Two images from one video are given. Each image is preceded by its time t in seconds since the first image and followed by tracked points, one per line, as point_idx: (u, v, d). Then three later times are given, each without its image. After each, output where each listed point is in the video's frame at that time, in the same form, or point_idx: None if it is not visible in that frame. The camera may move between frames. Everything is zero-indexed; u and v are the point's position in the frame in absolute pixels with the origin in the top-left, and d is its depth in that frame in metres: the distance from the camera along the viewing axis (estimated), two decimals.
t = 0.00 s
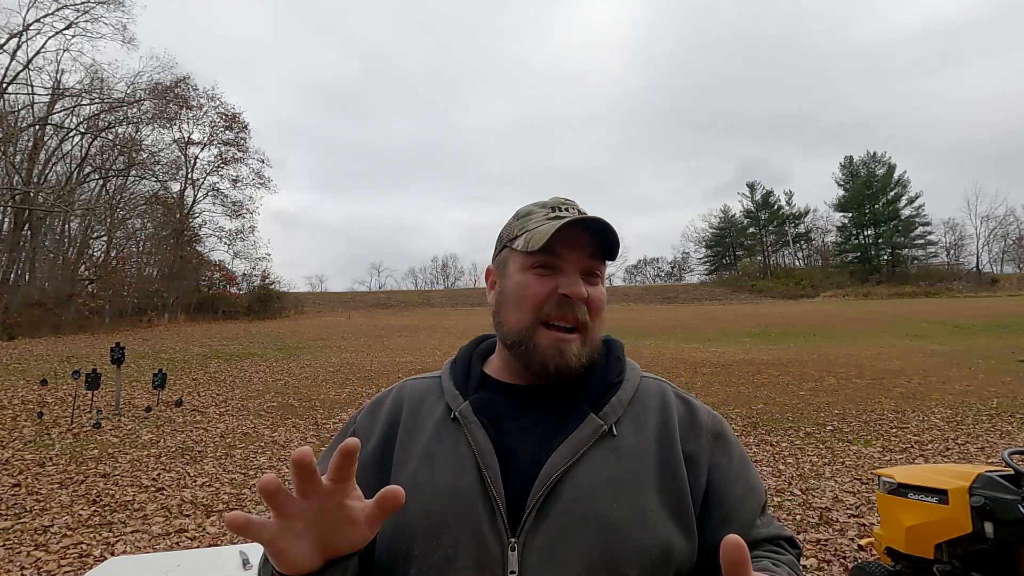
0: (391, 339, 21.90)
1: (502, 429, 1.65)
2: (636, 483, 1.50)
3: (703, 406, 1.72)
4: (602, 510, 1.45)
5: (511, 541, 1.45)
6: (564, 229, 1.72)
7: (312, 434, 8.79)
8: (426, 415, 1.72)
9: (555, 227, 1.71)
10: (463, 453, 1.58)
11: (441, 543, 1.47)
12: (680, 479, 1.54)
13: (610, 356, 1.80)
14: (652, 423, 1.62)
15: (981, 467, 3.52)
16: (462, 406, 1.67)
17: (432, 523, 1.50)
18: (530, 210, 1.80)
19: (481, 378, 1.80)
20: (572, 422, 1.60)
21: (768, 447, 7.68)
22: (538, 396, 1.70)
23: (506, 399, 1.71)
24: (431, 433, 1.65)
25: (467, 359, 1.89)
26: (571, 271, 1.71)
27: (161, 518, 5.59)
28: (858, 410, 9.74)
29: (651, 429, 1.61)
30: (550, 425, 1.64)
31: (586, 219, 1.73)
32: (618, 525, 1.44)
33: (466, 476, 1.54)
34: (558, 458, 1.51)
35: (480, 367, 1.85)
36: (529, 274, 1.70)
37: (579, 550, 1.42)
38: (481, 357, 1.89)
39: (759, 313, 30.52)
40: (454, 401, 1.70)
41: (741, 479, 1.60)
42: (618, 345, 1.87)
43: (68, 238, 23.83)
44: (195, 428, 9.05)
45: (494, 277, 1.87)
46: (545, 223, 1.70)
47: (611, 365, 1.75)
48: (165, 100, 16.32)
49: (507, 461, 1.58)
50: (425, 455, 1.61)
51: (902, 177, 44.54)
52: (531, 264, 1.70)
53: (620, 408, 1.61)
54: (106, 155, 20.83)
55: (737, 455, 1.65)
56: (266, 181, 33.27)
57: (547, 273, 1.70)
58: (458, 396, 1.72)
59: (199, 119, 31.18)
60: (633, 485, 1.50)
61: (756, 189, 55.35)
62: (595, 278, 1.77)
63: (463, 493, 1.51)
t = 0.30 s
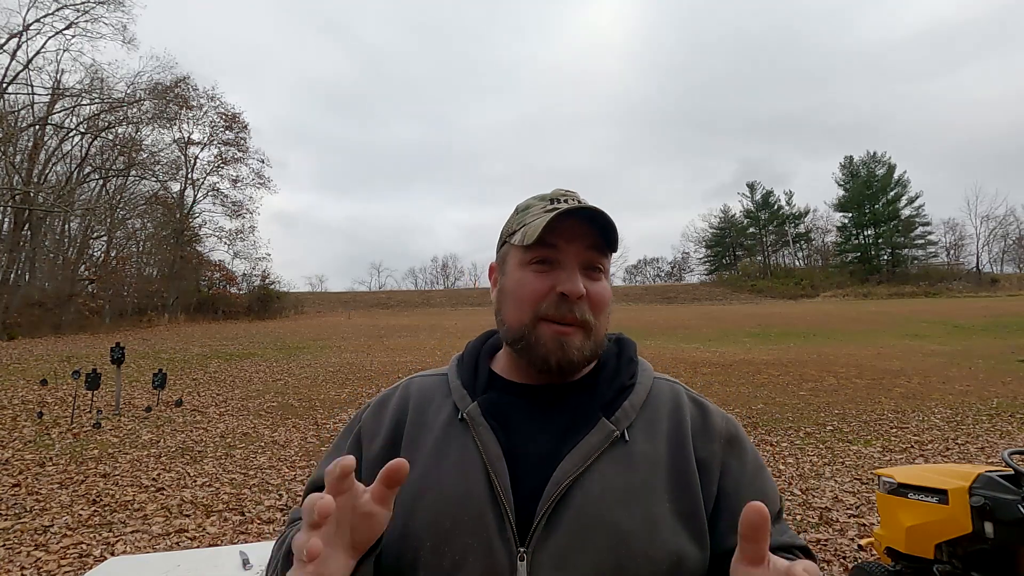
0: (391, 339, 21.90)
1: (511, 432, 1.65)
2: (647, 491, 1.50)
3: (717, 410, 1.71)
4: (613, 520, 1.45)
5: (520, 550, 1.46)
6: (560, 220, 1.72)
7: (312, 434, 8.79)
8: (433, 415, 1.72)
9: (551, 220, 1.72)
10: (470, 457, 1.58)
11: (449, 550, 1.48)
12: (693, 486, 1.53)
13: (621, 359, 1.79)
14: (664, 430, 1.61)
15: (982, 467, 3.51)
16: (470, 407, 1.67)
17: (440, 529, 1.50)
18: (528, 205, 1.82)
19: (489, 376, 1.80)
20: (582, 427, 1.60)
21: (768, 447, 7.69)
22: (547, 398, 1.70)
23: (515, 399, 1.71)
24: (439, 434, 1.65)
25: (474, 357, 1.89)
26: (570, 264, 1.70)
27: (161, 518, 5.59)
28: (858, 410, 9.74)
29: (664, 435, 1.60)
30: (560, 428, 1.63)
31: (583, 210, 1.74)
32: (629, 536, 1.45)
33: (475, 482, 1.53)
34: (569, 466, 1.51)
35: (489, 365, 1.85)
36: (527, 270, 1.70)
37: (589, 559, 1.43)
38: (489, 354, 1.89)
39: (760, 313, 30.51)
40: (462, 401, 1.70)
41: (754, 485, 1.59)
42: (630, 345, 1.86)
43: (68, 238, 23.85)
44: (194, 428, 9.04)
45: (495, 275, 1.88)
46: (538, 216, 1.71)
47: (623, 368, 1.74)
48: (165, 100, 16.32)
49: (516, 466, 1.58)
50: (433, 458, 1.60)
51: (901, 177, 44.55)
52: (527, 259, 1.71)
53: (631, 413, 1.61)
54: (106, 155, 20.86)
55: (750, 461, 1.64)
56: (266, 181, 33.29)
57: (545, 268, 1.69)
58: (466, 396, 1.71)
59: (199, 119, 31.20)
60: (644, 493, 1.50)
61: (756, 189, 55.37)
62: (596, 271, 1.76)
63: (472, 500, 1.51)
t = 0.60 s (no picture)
0: (391, 339, 21.90)
1: (512, 441, 1.65)
2: (652, 498, 1.50)
3: (725, 407, 1.69)
4: (619, 532, 1.45)
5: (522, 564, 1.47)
6: (574, 211, 1.72)
7: (311, 434, 8.79)
8: (433, 421, 1.72)
9: (565, 208, 1.71)
10: (470, 466, 1.58)
11: (450, 563, 1.48)
12: (699, 487, 1.53)
13: (625, 356, 1.78)
14: (670, 433, 1.60)
15: (982, 466, 3.51)
16: (469, 413, 1.67)
17: (441, 542, 1.50)
18: (543, 190, 1.80)
19: (489, 378, 1.80)
20: (584, 433, 1.59)
21: (768, 447, 7.69)
22: (548, 401, 1.71)
23: (516, 404, 1.72)
24: (437, 444, 1.65)
25: (474, 354, 1.89)
26: (580, 259, 1.70)
27: (160, 518, 5.59)
28: (858, 410, 9.74)
29: (668, 438, 1.59)
30: (561, 436, 1.63)
31: (602, 203, 1.73)
32: (634, 548, 1.44)
33: (475, 493, 1.54)
34: (571, 476, 1.51)
35: (488, 365, 1.85)
36: (534, 260, 1.69)
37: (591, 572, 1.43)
38: (489, 353, 1.89)
39: (760, 313, 30.50)
40: (461, 407, 1.70)
41: (761, 487, 1.58)
42: (635, 341, 1.85)
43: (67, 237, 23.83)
44: (194, 428, 9.04)
45: (501, 263, 1.86)
46: (553, 204, 1.70)
47: (627, 366, 1.74)
48: (165, 100, 16.32)
49: (517, 474, 1.58)
50: (432, 469, 1.60)
51: (901, 177, 44.56)
52: (536, 248, 1.70)
53: (636, 415, 1.61)
54: (106, 155, 20.85)
55: (757, 460, 1.63)
56: (267, 181, 33.30)
57: (555, 258, 1.69)
58: (465, 401, 1.72)
59: (199, 119, 31.23)
60: (649, 501, 1.49)
61: (756, 189, 55.39)
62: (607, 267, 1.76)
63: (473, 513, 1.51)
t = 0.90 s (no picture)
0: (391, 339, 21.90)
1: (508, 442, 1.65)
2: (649, 499, 1.49)
3: (725, 404, 1.68)
4: (614, 534, 1.45)
5: (518, 568, 1.47)
6: (555, 204, 1.73)
7: (312, 434, 8.79)
8: (426, 424, 1.72)
9: (546, 202, 1.72)
10: (463, 469, 1.58)
11: (445, 566, 1.49)
12: (698, 488, 1.53)
13: (623, 352, 1.78)
14: (668, 433, 1.60)
15: (982, 466, 3.51)
16: (462, 415, 1.68)
17: (436, 546, 1.50)
18: (524, 188, 1.81)
19: (482, 379, 1.80)
20: (580, 433, 1.60)
21: (767, 447, 7.69)
22: (543, 400, 1.71)
23: (510, 404, 1.72)
24: (431, 445, 1.65)
25: (469, 355, 1.90)
26: (565, 253, 1.69)
27: (161, 518, 5.59)
28: (858, 410, 9.74)
29: (666, 437, 1.59)
30: (558, 436, 1.63)
31: (584, 194, 1.73)
32: (633, 550, 1.44)
33: (470, 497, 1.54)
34: (566, 477, 1.51)
35: (482, 364, 1.86)
36: (519, 258, 1.69)
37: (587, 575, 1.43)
38: (483, 352, 1.89)
39: (760, 313, 30.50)
40: (454, 409, 1.71)
41: (761, 487, 1.58)
42: (633, 336, 1.85)
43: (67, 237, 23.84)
44: (194, 428, 9.04)
45: (488, 264, 1.87)
46: (533, 200, 1.71)
47: (625, 363, 1.73)
48: (166, 100, 16.31)
49: (511, 478, 1.59)
50: (426, 473, 1.60)
51: (901, 177, 44.57)
52: (520, 246, 1.70)
53: (633, 415, 1.60)
54: (106, 155, 20.85)
55: (759, 458, 1.62)
56: (266, 181, 33.30)
57: (539, 256, 1.69)
58: (459, 403, 1.72)
59: (199, 119, 31.23)
60: (646, 502, 1.49)
61: (756, 189, 55.37)
62: (595, 260, 1.75)
63: (468, 517, 1.51)
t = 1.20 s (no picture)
0: (391, 339, 21.91)
1: (503, 446, 1.65)
2: (643, 502, 1.49)
3: (721, 406, 1.68)
4: (607, 538, 1.45)
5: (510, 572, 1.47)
6: (549, 205, 1.73)
7: (312, 434, 8.79)
8: (423, 426, 1.72)
9: (538, 204, 1.72)
10: (458, 471, 1.59)
11: (439, 569, 1.49)
12: (692, 490, 1.53)
13: (619, 353, 1.78)
14: (663, 435, 1.60)
15: (982, 467, 3.51)
16: (458, 418, 1.68)
17: (430, 549, 1.51)
18: (518, 189, 1.81)
19: (479, 381, 1.80)
20: (574, 435, 1.60)
21: (767, 447, 7.69)
22: (539, 402, 1.71)
23: (507, 406, 1.72)
24: (427, 447, 1.65)
25: (465, 357, 1.90)
26: (560, 254, 1.69)
27: (161, 518, 5.59)
28: (858, 410, 9.74)
29: (661, 440, 1.59)
30: (553, 438, 1.63)
31: (577, 195, 1.73)
32: (626, 555, 1.44)
33: (464, 499, 1.54)
34: (559, 480, 1.51)
35: (479, 366, 1.86)
36: (513, 260, 1.70)
37: None
38: (480, 353, 1.90)
39: (759, 313, 30.51)
40: (450, 412, 1.71)
41: (758, 489, 1.57)
42: (630, 337, 1.85)
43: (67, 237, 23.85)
44: (194, 428, 9.04)
45: (485, 266, 1.87)
46: (526, 201, 1.71)
47: (621, 365, 1.73)
48: (166, 100, 16.32)
49: (507, 481, 1.58)
50: (422, 475, 1.60)
51: (901, 178, 44.59)
52: (514, 248, 1.71)
53: (628, 417, 1.60)
54: (107, 155, 20.87)
55: (755, 461, 1.61)
56: (266, 180, 33.31)
57: (533, 258, 1.70)
58: (455, 405, 1.72)
59: (199, 119, 31.24)
60: (640, 505, 1.49)
61: (756, 189, 55.39)
62: (590, 261, 1.74)
63: (462, 520, 1.51)
